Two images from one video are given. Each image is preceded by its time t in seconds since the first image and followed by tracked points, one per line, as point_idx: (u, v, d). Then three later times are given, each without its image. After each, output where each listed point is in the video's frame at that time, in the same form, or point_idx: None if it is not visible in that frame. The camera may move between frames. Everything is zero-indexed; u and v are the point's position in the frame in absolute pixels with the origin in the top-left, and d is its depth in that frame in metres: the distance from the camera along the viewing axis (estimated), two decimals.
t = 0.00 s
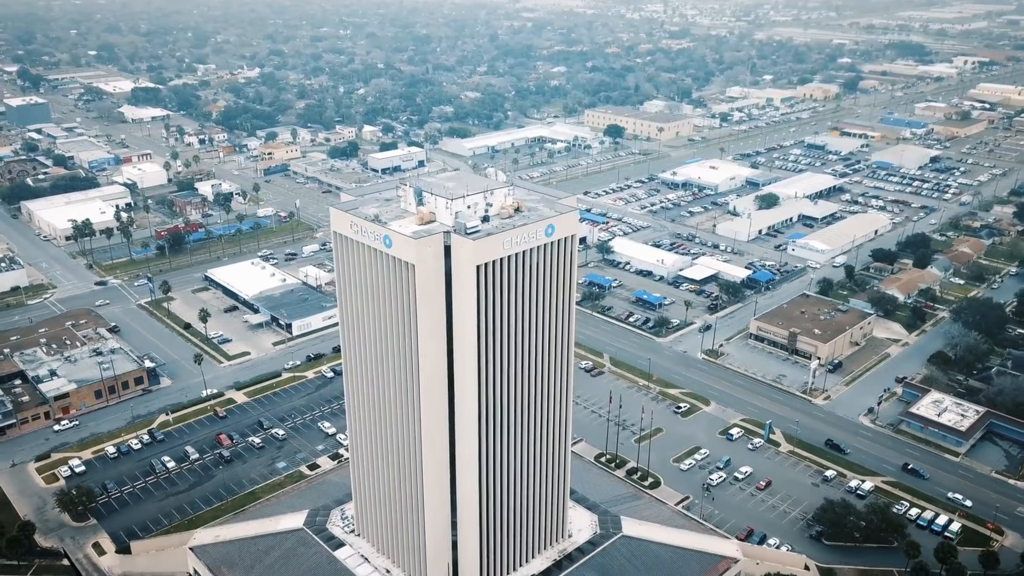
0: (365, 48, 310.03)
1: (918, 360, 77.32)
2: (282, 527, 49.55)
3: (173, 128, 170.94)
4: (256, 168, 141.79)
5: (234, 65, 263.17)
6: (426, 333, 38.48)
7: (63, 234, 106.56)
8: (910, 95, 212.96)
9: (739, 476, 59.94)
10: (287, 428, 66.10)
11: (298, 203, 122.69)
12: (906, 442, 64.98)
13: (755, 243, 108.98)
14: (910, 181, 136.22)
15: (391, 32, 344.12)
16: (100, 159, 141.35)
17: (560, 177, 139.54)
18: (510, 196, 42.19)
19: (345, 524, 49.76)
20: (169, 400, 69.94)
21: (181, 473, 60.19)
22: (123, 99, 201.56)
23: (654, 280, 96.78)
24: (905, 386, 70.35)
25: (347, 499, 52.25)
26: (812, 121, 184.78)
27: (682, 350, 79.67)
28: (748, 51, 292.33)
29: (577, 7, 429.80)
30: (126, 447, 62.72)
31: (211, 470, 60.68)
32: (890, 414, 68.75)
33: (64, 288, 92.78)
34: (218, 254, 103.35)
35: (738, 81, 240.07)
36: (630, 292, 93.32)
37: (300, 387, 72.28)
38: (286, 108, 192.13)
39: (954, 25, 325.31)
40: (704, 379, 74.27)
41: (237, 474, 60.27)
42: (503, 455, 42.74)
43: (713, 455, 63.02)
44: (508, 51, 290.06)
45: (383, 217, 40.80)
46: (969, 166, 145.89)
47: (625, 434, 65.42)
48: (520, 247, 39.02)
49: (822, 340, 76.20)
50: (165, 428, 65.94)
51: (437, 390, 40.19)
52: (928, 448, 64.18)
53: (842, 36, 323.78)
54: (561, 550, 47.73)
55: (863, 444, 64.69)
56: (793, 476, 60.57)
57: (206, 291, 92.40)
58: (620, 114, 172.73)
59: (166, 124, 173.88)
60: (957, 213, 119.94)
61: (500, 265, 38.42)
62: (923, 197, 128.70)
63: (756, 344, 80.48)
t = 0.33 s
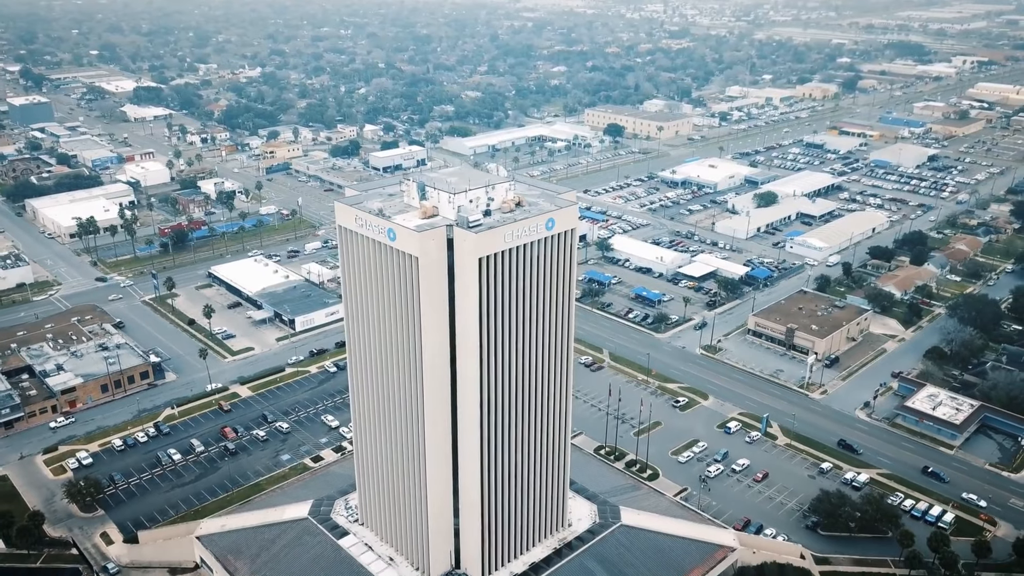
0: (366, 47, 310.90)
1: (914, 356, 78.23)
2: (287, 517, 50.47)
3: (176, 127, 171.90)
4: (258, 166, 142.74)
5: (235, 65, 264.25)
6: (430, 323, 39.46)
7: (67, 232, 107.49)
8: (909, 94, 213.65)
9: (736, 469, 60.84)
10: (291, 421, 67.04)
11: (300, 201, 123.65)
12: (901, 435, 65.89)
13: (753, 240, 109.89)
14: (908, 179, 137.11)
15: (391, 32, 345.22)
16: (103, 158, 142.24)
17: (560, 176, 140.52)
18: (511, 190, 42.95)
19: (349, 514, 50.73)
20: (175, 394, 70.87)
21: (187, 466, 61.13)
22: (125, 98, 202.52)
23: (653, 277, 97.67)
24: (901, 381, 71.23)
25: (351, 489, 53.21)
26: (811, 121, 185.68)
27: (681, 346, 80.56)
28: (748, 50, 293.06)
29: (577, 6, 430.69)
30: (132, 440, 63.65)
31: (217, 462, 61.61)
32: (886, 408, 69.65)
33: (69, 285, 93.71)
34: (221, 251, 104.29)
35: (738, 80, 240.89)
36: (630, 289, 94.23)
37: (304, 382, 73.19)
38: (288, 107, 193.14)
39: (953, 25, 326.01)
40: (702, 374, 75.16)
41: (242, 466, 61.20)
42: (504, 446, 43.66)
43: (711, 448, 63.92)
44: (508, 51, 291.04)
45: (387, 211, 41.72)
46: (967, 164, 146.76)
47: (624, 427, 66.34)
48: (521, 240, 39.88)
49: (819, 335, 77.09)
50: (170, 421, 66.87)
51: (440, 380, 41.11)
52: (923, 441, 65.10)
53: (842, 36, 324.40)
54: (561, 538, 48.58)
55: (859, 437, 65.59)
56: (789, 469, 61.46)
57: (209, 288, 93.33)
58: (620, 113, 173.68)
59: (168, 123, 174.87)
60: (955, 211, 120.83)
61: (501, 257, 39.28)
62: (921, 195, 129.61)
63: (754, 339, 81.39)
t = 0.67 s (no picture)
0: (366, 47, 311.81)
1: (910, 351, 79.12)
2: (292, 506, 51.37)
3: (178, 126, 172.93)
4: (260, 165, 143.68)
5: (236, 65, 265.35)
6: (433, 314, 40.40)
7: (71, 230, 108.48)
8: (907, 94, 214.47)
9: (734, 461, 61.74)
10: (295, 415, 67.96)
11: (302, 199, 124.64)
12: (897, 429, 66.79)
13: (752, 238, 110.85)
14: (906, 178, 137.99)
15: (392, 32, 346.37)
16: (106, 157, 143.14)
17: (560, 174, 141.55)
18: (512, 185, 43.73)
19: (353, 504, 51.67)
20: (180, 388, 71.81)
21: (193, 458, 62.08)
22: (127, 98, 203.56)
23: (652, 274, 98.59)
24: (896, 375, 72.12)
25: (354, 480, 54.13)
26: (810, 120, 186.58)
27: (680, 342, 81.46)
28: (747, 50, 293.97)
29: (577, 6, 431.67)
30: (139, 433, 64.57)
31: (222, 455, 62.54)
32: (881, 402, 70.55)
33: (73, 282, 94.67)
34: (224, 249, 105.26)
35: (737, 80, 241.84)
36: (629, 286, 95.16)
37: (307, 377, 74.12)
38: (289, 106, 194.16)
39: (952, 25, 326.99)
40: (700, 369, 76.08)
41: (247, 458, 62.13)
42: (505, 436, 44.57)
43: (709, 441, 64.83)
44: (509, 50, 292.09)
45: (390, 205, 42.61)
46: (964, 163, 147.69)
47: (624, 421, 67.26)
48: (522, 234, 40.77)
49: (816, 331, 78.00)
50: (176, 415, 67.80)
51: (443, 370, 42.03)
52: (918, 434, 66.00)
53: (841, 36, 325.13)
54: (561, 528, 49.48)
55: (855, 431, 66.50)
56: (786, 461, 62.34)
57: (213, 285, 94.25)
58: (620, 112, 174.66)
59: (170, 122, 175.88)
60: (952, 209, 121.73)
61: (502, 250, 40.16)
62: (918, 193, 130.57)
63: (752, 335, 82.29)
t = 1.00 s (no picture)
0: (367, 47, 312.64)
1: (906, 347, 80.06)
2: (297, 496, 52.26)
3: (180, 125, 173.94)
4: (262, 164, 144.61)
5: (237, 64, 266.21)
6: (436, 306, 41.31)
7: (76, 227, 109.46)
8: (906, 94, 215.31)
9: (732, 454, 62.64)
10: (298, 409, 68.90)
11: (304, 197, 125.59)
12: (892, 422, 67.71)
13: (750, 236, 111.80)
14: (903, 177, 138.93)
15: (392, 31, 347.38)
16: (109, 156, 144.05)
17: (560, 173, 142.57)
18: (513, 180, 44.56)
19: (356, 494, 52.56)
20: (185, 382, 72.79)
21: (198, 450, 63.01)
22: (129, 97, 204.59)
23: (652, 271, 99.49)
24: (892, 370, 73.05)
25: (358, 472, 55.06)
26: (808, 119, 187.53)
27: (679, 337, 82.40)
28: (747, 50, 294.86)
29: (577, 6, 432.81)
30: (145, 426, 65.50)
31: (227, 447, 63.49)
32: (877, 396, 71.50)
33: (78, 279, 95.65)
34: (227, 246, 106.22)
35: (737, 80, 242.71)
36: (628, 282, 96.12)
37: (310, 371, 75.05)
38: (290, 106, 195.15)
39: (951, 25, 327.89)
40: (699, 364, 77.02)
41: (251, 451, 63.09)
42: (506, 426, 45.43)
43: (706, 434, 65.73)
44: (509, 50, 293.08)
45: (393, 199, 43.56)
46: (962, 162, 148.62)
47: (623, 414, 68.22)
48: (523, 228, 41.66)
49: (813, 327, 78.92)
50: (181, 408, 68.76)
51: (445, 362, 42.90)
52: (913, 427, 66.93)
53: (841, 36, 325.87)
54: (561, 517, 50.39)
55: (851, 424, 67.42)
56: (783, 454, 63.23)
57: (216, 282, 95.21)
58: (620, 112, 175.54)
59: (172, 121, 176.85)
60: (949, 207, 122.67)
61: (504, 244, 41.02)
62: (916, 192, 131.51)
63: (750, 331, 83.23)
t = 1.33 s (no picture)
0: (368, 47, 313.48)
1: (902, 342, 80.96)
2: (301, 487, 53.14)
3: (182, 124, 174.94)
4: (264, 163, 145.60)
5: (239, 64, 267.06)
6: (438, 298, 42.23)
7: (80, 225, 110.42)
8: (905, 93, 216.26)
9: (729, 447, 63.55)
10: (302, 403, 69.85)
11: (306, 195, 126.55)
12: (888, 416, 68.66)
13: (749, 233, 112.76)
14: (902, 175, 139.82)
15: (393, 31, 348.44)
16: (113, 154, 144.94)
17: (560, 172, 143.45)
18: (514, 175, 45.30)
19: (360, 485, 53.55)
20: (189, 377, 73.71)
21: (204, 443, 63.95)
22: (131, 96, 205.66)
23: (651, 268, 100.42)
24: (888, 365, 73.97)
25: (362, 463, 56.01)
26: (807, 119, 188.49)
27: (677, 333, 83.35)
28: (746, 50, 295.82)
29: (578, 6, 433.87)
30: (150, 420, 66.42)
31: (231, 440, 64.42)
32: (873, 391, 72.44)
33: (83, 275, 96.61)
34: (230, 244, 107.16)
35: (736, 79, 243.60)
36: (628, 279, 97.05)
37: (313, 366, 75.96)
38: (292, 105, 196.11)
39: (951, 25, 328.65)
40: (697, 359, 77.96)
41: (255, 444, 64.02)
42: (508, 416, 46.34)
43: (704, 428, 66.65)
44: (509, 50, 294.07)
45: (397, 194, 44.51)
46: (960, 161, 149.50)
47: (622, 408, 69.16)
48: (523, 222, 42.49)
49: (810, 322, 79.80)
50: (186, 402, 69.70)
51: (447, 354, 43.83)
52: (908, 421, 67.86)
53: (840, 36, 326.60)
54: (561, 507, 51.28)
55: (847, 418, 68.33)
56: (780, 447, 64.14)
57: (219, 279, 96.14)
58: (620, 111, 176.39)
59: (175, 120, 177.83)
60: (946, 205, 123.60)
61: (505, 238, 41.88)
62: (914, 190, 132.45)
63: (748, 327, 84.15)
